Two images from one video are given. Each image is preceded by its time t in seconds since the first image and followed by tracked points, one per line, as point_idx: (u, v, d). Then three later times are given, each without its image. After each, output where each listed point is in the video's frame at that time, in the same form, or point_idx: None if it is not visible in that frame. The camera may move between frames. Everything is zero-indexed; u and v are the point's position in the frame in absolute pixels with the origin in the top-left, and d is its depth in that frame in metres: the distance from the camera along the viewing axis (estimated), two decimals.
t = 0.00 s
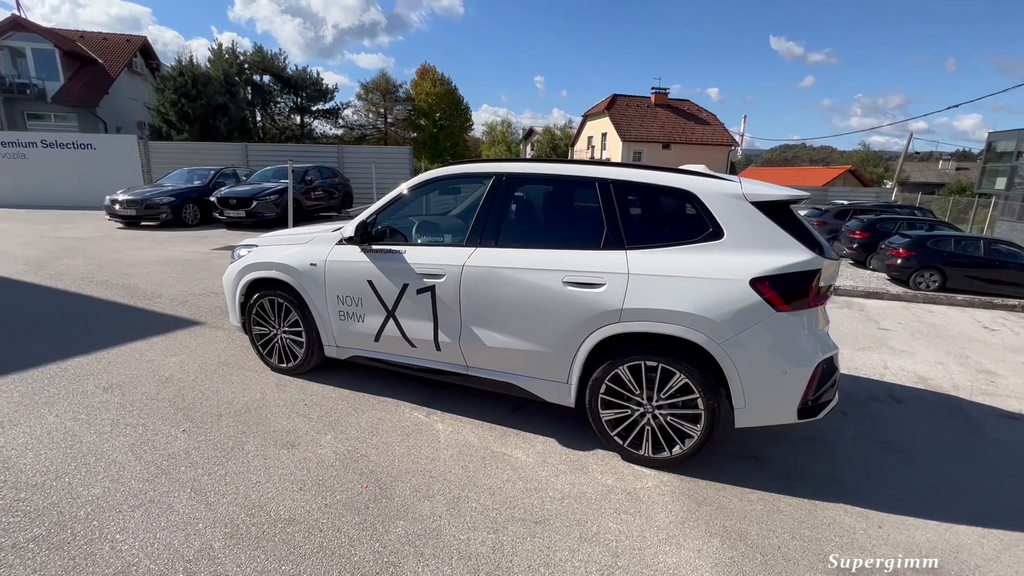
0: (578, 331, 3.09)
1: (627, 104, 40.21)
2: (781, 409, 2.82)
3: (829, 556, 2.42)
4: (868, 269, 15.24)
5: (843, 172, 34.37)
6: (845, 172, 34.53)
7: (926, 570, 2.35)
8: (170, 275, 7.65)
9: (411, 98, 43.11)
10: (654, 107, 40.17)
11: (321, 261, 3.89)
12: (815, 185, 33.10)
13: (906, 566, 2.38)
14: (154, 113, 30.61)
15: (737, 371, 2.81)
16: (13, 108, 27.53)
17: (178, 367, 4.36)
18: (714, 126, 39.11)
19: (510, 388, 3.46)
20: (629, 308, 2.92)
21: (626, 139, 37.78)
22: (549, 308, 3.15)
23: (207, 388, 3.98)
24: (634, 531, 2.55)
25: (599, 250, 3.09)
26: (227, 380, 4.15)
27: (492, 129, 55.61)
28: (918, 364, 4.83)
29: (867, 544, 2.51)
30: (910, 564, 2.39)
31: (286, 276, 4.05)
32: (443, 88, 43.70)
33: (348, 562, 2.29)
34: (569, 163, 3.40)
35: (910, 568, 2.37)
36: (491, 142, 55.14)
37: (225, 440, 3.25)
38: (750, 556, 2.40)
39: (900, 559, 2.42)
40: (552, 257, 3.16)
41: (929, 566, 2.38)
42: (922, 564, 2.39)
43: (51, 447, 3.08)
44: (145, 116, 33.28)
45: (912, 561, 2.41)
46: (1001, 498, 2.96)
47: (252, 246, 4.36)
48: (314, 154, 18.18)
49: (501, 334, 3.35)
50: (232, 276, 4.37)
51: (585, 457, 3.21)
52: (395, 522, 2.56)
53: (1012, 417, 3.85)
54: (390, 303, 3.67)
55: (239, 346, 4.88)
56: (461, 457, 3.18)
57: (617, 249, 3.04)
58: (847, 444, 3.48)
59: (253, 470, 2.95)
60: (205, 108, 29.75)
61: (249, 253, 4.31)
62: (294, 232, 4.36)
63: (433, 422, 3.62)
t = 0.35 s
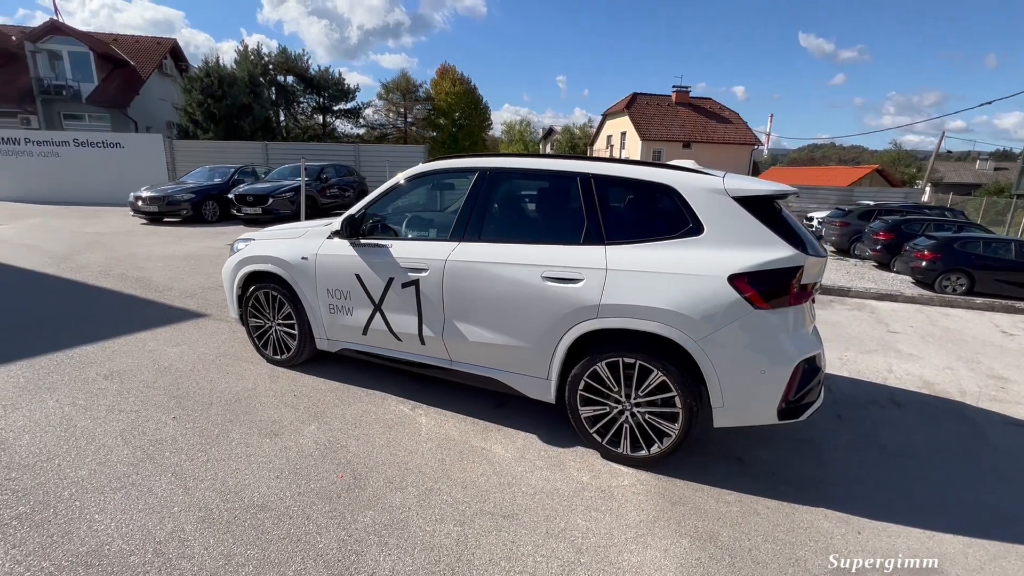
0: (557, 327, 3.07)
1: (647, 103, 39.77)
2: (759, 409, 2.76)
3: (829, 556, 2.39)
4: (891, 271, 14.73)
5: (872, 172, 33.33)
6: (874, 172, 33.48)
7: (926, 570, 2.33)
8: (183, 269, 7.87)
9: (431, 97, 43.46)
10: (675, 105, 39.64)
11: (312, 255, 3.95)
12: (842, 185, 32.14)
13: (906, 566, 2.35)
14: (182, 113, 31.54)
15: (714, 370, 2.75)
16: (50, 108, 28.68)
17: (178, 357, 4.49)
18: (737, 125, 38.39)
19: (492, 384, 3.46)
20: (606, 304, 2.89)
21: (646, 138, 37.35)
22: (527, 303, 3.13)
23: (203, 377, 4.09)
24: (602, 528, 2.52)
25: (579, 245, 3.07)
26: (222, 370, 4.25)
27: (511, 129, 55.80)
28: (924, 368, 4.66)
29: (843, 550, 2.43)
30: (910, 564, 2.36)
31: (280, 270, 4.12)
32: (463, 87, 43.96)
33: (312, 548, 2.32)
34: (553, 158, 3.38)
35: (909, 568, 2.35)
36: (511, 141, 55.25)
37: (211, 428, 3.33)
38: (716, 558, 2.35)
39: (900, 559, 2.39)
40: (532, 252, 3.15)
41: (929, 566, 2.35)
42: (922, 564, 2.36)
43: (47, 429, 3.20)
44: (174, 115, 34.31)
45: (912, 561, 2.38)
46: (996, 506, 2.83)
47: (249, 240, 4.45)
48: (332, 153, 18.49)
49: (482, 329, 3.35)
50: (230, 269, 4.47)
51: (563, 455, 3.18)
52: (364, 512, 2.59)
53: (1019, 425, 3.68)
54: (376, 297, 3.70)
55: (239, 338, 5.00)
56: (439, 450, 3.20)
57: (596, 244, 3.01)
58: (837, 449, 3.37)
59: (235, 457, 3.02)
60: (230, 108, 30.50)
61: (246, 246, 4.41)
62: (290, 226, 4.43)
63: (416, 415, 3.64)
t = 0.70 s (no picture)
0: (531, 330, 3.05)
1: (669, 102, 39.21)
2: (732, 418, 2.69)
3: (829, 556, 2.44)
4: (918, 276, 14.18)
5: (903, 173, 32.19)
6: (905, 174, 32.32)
7: (926, 570, 2.39)
8: (196, 265, 8.10)
9: (452, 97, 43.72)
10: (698, 105, 39.00)
11: (302, 255, 4.02)
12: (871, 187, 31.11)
13: (906, 567, 2.41)
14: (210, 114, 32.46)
15: (686, 377, 2.70)
16: (86, 109, 29.72)
17: (176, 352, 4.62)
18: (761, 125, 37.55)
19: (471, 385, 3.46)
20: (579, 308, 2.86)
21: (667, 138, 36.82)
22: (503, 306, 3.12)
23: (196, 373, 4.19)
24: (565, 535, 2.49)
25: (555, 248, 3.04)
26: (217, 365, 4.36)
27: (531, 129, 55.75)
28: (930, 380, 4.47)
29: (811, 567, 2.36)
30: (910, 565, 2.42)
31: (272, 269, 4.21)
32: (483, 87, 44.12)
33: (274, 545, 2.36)
34: (534, 159, 3.36)
35: (909, 569, 2.40)
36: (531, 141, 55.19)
37: (196, 422, 3.42)
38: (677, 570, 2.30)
39: (900, 560, 2.45)
40: (509, 255, 3.13)
41: (929, 566, 2.42)
42: (921, 565, 2.42)
43: (42, 420, 3.33)
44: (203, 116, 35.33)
45: (912, 562, 2.44)
46: (986, 526, 2.71)
47: (245, 239, 4.56)
48: (350, 152, 18.78)
49: (461, 330, 3.35)
50: (227, 267, 4.58)
51: (536, 459, 3.16)
52: (331, 510, 2.62)
53: None
54: (361, 296, 3.74)
55: (237, 334, 5.11)
56: (414, 451, 3.21)
57: (571, 247, 2.99)
58: (822, 462, 3.26)
59: (214, 452, 3.09)
60: (256, 108, 31.21)
61: (242, 245, 4.51)
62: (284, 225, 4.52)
63: (398, 415, 3.67)
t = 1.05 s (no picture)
0: (512, 327, 3.08)
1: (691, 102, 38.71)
2: (708, 419, 2.67)
3: (829, 556, 2.47)
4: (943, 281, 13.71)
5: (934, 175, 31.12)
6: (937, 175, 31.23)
7: (927, 570, 2.40)
8: (211, 260, 8.35)
9: (471, 97, 43.97)
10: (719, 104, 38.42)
11: (298, 251, 4.12)
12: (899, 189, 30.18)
13: (907, 566, 2.43)
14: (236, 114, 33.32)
15: (662, 377, 2.69)
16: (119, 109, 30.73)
17: (181, 343, 4.78)
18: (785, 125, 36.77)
19: (456, 381, 3.50)
20: (557, 306, 2.87)
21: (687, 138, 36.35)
22: (485, 303, 3.15)
23: (197, 363, 4.34)
24: (534, 530, 2.51)
25: (536, 246, 3.06)
26: (217, 357, 4.50)
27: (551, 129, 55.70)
28: (934, 387, 4.34)
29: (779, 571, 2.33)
30: (910, 564, 2.44)
31: (270, 264, 4.32)
32: (503, 87, 44.25)
33: (250, 529, 2.44)
34: (520, 158, 3.39)
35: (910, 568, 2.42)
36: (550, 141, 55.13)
37: (190, 411, 3.54)
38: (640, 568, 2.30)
39: (900, 560, 2.46)
40: (491, 252, 3.17)
41: (930, 566, 2.43)
42: (922, 564, 2.44)
43: (47, 404, 3.50)
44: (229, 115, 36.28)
45: (913, 562, 2.46)
46: (971, 537, 2.63)
47: (247, 235, 4.68)
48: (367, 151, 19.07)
49: (445, 327, 3.40)
50: (230, 262, 4.72)
51: (515, 455, 3.18)
52: (309, 498, 2.69)
53: None
54: (352, 292, 3.82)
55: (240, 327, 5.26)
56: (396, 444, 3.27)
57: (552, 246, 3.00)
58: (807, 467, 3.21)
59: (204, 439, 3.20)
60: (279, 108, 31.91)
61: (244, 241, 4.64)
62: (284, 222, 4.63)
63: (385, 409, 3.74)
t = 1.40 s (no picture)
0: (489, 319, 3.16)
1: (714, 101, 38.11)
2: (674, 412, 2.71)
3: (829, 556, 2.46)
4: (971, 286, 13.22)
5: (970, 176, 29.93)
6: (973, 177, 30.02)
7: (927, 570, 2.39)
8: (227, 254, 8.65)
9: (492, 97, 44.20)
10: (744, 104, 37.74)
11: (296, 243, 4.28)
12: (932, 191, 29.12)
13: (908, 567, 2.42)
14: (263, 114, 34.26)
15: (630, 370, 2.74)
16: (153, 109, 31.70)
17: (188, 330, 5.00)
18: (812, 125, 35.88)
19: (439, 370, 3.61)
20: (530, 298, 2.94)
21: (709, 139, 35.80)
22: (465, 294, 3.24)
23: (202, 349, 4.55)
24: (499, 514, 2.59)
25: (513, 240, 3.14)
26: (221, 344, 4.70)
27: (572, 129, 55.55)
28: (931, 390, 4.25)
29: (735, 562, 2.35)
30: (912, 565, 2.43)
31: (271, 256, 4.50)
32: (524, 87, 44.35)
33: (231, 502, 2.59)
34: (503, 154, 3.47)
35: (912, 569, 2.41)
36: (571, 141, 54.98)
37: (190, 393, 3.73)
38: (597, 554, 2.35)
39: (901, 560, 2.45)
40: (472, 245, 3.26)
41: (931, 566, 2.42)
42: (924, 565, 2.43)
43: (60, 384, 3.73)
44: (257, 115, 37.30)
45: (914, 562, 2.44)
46: (943, 538, 2.60)
47: (250, 229, 4.87)
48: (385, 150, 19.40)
49: (429, 317, 3.50)
50: (235, 254, 4.92)
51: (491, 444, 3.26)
52: (289, 476, 2.83)
53: (1015, 459, 3.30)
54: (345, 283, 3.96)
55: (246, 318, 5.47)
56: (379, 429, 3.39)
57: (529, 239, 3.07)
58: (783, 465, 3.20)
59: (199, 419, 3.38)
60: (304, 107, 32.68)
61: (248, 234, 4.83)
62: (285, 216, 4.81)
63: (374, 397, 3.87)
